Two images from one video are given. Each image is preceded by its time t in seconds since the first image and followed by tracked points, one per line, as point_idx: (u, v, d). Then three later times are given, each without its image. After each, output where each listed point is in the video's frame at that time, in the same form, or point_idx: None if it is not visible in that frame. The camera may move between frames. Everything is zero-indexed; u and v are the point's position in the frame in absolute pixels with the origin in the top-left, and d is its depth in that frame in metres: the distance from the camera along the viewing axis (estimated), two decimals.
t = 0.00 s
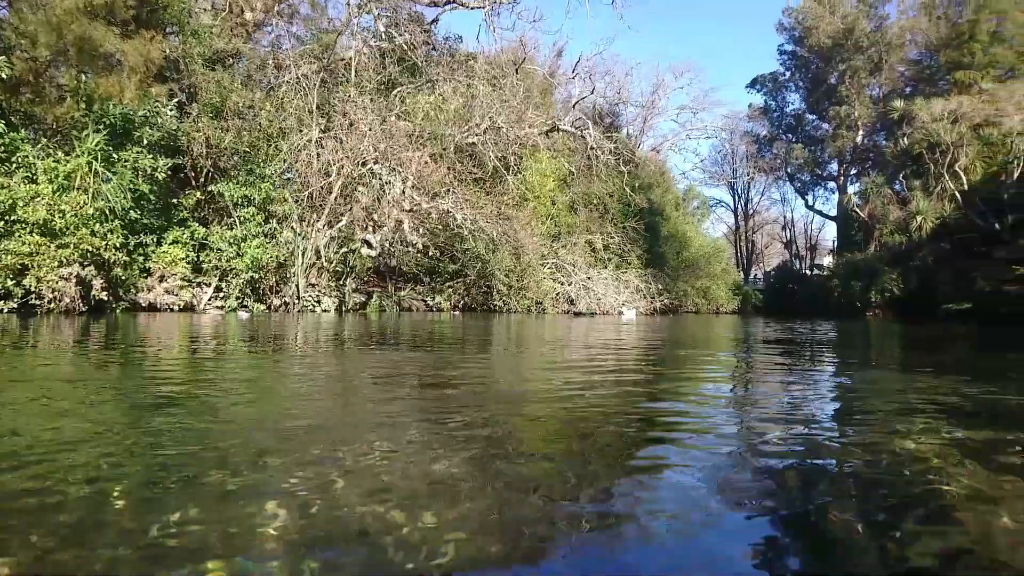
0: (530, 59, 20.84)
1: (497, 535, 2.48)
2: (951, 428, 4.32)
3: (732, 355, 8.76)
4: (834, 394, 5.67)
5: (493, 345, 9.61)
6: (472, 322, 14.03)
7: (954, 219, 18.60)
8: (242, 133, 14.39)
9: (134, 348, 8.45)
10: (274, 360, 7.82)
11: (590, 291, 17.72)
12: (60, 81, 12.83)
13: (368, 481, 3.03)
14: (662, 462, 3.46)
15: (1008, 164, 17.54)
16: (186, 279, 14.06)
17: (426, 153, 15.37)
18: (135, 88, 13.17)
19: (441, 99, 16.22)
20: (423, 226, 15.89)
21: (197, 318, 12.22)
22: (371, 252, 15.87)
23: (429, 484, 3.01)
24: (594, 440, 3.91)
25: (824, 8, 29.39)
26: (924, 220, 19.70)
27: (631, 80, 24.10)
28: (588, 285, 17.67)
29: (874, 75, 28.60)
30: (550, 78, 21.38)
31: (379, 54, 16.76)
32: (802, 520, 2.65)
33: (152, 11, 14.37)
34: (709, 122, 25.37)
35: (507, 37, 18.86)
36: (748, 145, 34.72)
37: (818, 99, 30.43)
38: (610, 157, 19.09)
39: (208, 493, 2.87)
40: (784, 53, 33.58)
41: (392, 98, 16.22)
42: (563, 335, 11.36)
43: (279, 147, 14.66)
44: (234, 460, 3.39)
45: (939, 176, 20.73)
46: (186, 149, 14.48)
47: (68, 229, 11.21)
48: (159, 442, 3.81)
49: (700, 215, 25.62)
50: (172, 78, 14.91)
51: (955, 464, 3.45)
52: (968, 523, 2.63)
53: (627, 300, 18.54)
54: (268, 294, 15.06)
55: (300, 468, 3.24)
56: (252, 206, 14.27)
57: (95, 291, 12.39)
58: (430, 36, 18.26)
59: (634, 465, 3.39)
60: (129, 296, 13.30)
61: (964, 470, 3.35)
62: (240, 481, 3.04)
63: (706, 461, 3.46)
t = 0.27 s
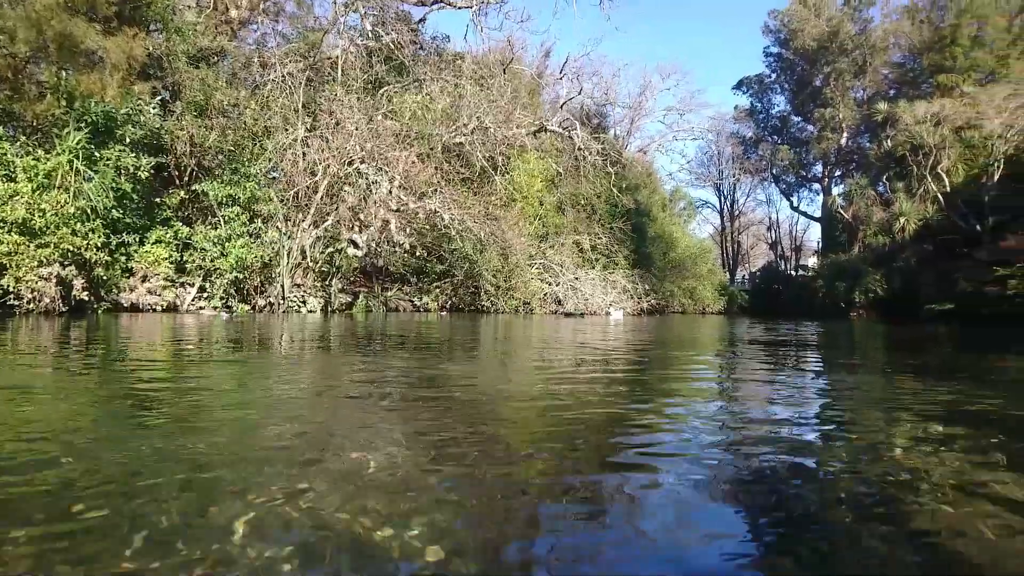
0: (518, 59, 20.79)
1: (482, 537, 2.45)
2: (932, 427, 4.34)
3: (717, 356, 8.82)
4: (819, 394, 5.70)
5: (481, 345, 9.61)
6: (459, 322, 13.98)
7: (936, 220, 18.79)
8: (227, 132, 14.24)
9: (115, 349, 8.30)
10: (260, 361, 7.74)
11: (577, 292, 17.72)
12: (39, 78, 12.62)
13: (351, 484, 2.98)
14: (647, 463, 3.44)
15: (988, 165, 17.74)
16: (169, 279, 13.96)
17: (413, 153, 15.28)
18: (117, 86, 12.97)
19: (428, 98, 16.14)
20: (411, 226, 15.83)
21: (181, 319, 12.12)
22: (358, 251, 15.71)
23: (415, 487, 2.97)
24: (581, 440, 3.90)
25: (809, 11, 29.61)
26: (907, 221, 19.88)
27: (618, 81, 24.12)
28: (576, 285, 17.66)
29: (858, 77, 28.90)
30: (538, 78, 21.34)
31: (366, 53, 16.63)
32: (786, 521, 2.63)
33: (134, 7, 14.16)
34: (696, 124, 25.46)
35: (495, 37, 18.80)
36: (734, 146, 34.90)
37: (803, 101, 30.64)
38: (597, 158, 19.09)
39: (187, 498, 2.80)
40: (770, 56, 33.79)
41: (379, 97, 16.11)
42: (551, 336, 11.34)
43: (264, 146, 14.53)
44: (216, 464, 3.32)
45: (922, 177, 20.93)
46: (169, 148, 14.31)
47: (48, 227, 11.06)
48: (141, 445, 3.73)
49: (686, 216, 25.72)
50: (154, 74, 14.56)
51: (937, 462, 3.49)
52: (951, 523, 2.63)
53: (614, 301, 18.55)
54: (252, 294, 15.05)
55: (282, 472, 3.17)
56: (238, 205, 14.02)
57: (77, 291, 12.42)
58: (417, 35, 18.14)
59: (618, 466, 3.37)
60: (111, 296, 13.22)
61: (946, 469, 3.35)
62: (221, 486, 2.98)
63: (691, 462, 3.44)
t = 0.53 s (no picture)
0: (505, 59, 20.73)
1: (468, 544, 2.41)
2: (915, 426, 4.36)
3: (701, 355, 8.85)
4: (805, 394, 5.71)
5: (468, 345, 9.59)
6: (446, 323, 13.94)
7: (919, 221, 18.96)
8: (210, 130, 14.09)
9: (95, 350, 8.16)
10: (244, 362, 7.65)
11: (564, 292, 17.71)
12: (18, 76, 12.41)
13: (333, 487, 2.94)
14: (634, 464, 3.42)
15: (969, 167, 17.94)
16: (151, 279, 13.81)
17: (399, 152, 15.16)
18: (98, 82, 12.75)
19: (415, 97, 16.05)
20: (397, 226, 15.76)
21: (164, 319, 12.01)
22: (343, 251, 15.75)
23: (400, 491, 2.92)
24: (567, 441, 3.87)
25: (795, 14, 29.79)
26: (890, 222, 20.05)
27: (606, 82, 24.14)
28: (563, 285, 17.65)
29: (842, 79, 29.17)
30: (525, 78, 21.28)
31: (353, 51, 16.49)
32: (773, 524, 2.61)
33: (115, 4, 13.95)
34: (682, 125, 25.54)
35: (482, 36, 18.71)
36: (720, 147, 35.06)
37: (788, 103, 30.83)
38: (584, 158, 19.08)
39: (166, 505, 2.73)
40: (756, 58, 33.96)
41: (365, 96, 15.99)
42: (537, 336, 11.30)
43: (249, 145, 14.37)
44: (196, 468, 3.25)
45: (905, 179, 21.12)
46: (152, 146, 14.13)
47: (26, 226, 10.87)
48: (120, 447, 3.65)
49: (673, 217, 25.82)
50: (137, 71, 14.53)
51: (920, 462, 3.49)
52: (939, 524, 2.62)
53: (601, 301, 18.55)
54: (236, 294, 14.90)
55: (264, 476, 3.11)
56: (220, 204, 13.91)
57: (55, 291, 12.21)
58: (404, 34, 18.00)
59: (605, 468, 3.34)
60: (92, 297, 13.12)
61: (932, 468, 3.35)
62: (201, 492, 2.91)
63: (678, 463, 3.42)
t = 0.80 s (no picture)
0: (491, 59, 20.67)
1: (456, 545, 2.42)
2: (896, 425, 4.40)
3: (686, 355, 8.90)
4: (788, 393, 5.74)
5: (453, 345, 9.59)
6: (432, 323, 13.90)
7: (900, 223, 19.15)
8: (191, 127, 13.92)
9: (73, 352, 8.00)
10: (226, 363, 7.56)
11: (551, 292, 17.70)
12: None
13: (317, 492, 2.92)
14: (619, 466, 3.39)
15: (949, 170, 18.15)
16: (131, 279, 13.82)
17: (384, 150, 15.05)
18: (76, 78, 12.48)
19: (400, 96, 15.96)
20: (382, 225, 15.68)
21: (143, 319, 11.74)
22: (326, 250, 15.60)
23: (382, 497, 2.88)
24: (553, 440, 3.87)
25: (778, 17, 29.99)
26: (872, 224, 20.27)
27: (592, 82, 24.14)
28: (549, 286, 17.63)
29: (825, 82, 29.46)
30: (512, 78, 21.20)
31: (338, 50, 16.33)
32: (759, 526, 2.60)
33: None
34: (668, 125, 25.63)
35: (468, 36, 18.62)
36: (705, 149, 35.22)
37: (772, 105, 31.04)
38: (570, 158, 19.04)
39: (143, 516, 2.68)
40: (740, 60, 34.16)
41: (349, 94, 15.86)
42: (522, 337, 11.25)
43: (231, 143, 14.21)
44: (175, 474, 3.19)
45: (886, 181, 21.33)
46: (132, 144, 13.93)
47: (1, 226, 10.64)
48: (97, 451, 3.58)
49: (658, 217, 25.93)
50: (117, 68, 14.34)
51: (901, 459, 3.53)
52: (921, 524, 2.62)
53: (587, 301, 18.55)
54: (218, 294, 14.76)
55: (244, 482, 3.05)
56: (201, 203, 13.79)
57: (32, 291, 12.02)
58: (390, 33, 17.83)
59: (590, 471, 3.31)
60: (70, 297, 13.01)
61: (914, 468, 3.35)
62: (179, 500, 2.85)
63: (663, 465, 3.41)
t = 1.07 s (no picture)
0: (476, 58, 20.59)
1: (438, 545, 2.39)
2: (878, 423, 4.41)
3: (670, 355, 8.93)
4: (771, 392, 5.77)
5: (439, 345, 9.57)
6: (417, 323, 13.86)
7: (881, 224, 19.36)
8: (172, 125, 13.75)
9: (50, 352, 7.92)
10: (206, 363, 7.48)
11: (536, 292, 17.68)
12: None
13: (294, 493, 2.87)
14: (602, 466, 3.37)
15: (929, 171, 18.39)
16: (110, 278, 13.73)
17: (368, 149, 14.93)
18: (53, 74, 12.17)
19: (385, 95, 15.86)
20: (366, 225, 15.58)
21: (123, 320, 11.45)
22: (309, 250, 15.47)
23: (364, 498, 2.84)
24: (536, 440, 3.85)
25: (762, 19, 30.21)
26: (854, 225, 20.46)
27: (577, 83, 24.15)
28: (535, 286, 17.60)
29: (808, 84, 29.74)
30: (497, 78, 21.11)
31: (321, 48, 16.18)
32: (742, 525, 2.59)
33: None
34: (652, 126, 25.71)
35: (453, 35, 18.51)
36: (689, 150, 35.36)
37: (755, 107, 31.24)
38: (556, 159, 19.01)
39: (119, 519, 2.62)
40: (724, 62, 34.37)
41: (333, 92, 15.72)
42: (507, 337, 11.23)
43: (213, 141, 14.05)
44: (153, 476, 3.13)
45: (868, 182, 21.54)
46: (111, 142, 13.72)
47: None
48: (74, 453, 3.52)
49: (643, 218, 26.01)
50: (96, 64, 14.15)
51: (883, 458, 3.54)
52: (903, 522, 2.63)
53: (573, 301, 18.54)
54: (200, 294, 14.62)
55: (223, 484, 3.00)
56: (182, 201, 13.63)
57: (7, 290, 12.01)
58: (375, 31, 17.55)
59: (574, 470, 3.30)
60: (47, 296, 12.97)
61: (895, 466, 3.37)
62: (153, 501, 2.80)
63: (647, 465, 3.39)
